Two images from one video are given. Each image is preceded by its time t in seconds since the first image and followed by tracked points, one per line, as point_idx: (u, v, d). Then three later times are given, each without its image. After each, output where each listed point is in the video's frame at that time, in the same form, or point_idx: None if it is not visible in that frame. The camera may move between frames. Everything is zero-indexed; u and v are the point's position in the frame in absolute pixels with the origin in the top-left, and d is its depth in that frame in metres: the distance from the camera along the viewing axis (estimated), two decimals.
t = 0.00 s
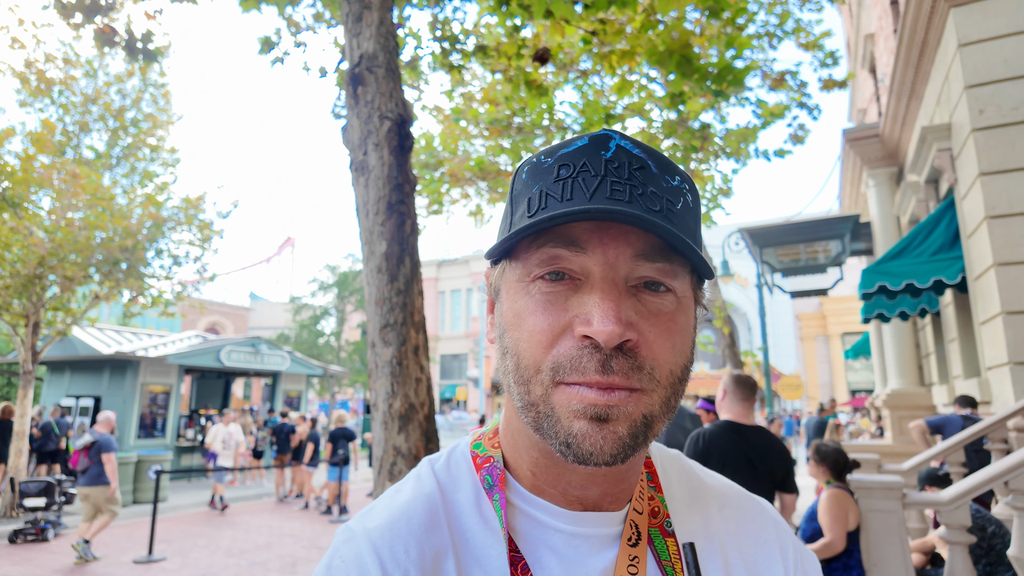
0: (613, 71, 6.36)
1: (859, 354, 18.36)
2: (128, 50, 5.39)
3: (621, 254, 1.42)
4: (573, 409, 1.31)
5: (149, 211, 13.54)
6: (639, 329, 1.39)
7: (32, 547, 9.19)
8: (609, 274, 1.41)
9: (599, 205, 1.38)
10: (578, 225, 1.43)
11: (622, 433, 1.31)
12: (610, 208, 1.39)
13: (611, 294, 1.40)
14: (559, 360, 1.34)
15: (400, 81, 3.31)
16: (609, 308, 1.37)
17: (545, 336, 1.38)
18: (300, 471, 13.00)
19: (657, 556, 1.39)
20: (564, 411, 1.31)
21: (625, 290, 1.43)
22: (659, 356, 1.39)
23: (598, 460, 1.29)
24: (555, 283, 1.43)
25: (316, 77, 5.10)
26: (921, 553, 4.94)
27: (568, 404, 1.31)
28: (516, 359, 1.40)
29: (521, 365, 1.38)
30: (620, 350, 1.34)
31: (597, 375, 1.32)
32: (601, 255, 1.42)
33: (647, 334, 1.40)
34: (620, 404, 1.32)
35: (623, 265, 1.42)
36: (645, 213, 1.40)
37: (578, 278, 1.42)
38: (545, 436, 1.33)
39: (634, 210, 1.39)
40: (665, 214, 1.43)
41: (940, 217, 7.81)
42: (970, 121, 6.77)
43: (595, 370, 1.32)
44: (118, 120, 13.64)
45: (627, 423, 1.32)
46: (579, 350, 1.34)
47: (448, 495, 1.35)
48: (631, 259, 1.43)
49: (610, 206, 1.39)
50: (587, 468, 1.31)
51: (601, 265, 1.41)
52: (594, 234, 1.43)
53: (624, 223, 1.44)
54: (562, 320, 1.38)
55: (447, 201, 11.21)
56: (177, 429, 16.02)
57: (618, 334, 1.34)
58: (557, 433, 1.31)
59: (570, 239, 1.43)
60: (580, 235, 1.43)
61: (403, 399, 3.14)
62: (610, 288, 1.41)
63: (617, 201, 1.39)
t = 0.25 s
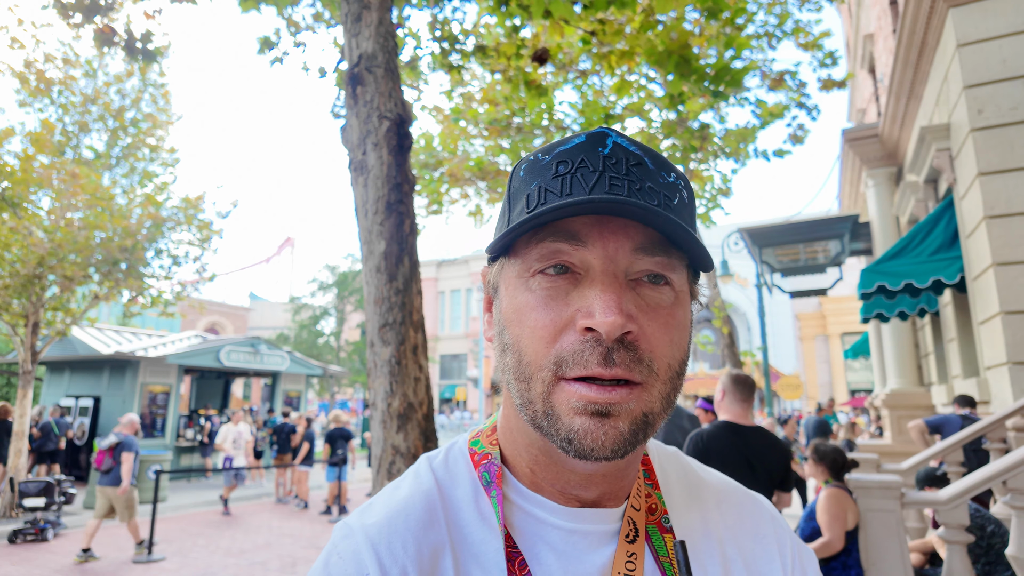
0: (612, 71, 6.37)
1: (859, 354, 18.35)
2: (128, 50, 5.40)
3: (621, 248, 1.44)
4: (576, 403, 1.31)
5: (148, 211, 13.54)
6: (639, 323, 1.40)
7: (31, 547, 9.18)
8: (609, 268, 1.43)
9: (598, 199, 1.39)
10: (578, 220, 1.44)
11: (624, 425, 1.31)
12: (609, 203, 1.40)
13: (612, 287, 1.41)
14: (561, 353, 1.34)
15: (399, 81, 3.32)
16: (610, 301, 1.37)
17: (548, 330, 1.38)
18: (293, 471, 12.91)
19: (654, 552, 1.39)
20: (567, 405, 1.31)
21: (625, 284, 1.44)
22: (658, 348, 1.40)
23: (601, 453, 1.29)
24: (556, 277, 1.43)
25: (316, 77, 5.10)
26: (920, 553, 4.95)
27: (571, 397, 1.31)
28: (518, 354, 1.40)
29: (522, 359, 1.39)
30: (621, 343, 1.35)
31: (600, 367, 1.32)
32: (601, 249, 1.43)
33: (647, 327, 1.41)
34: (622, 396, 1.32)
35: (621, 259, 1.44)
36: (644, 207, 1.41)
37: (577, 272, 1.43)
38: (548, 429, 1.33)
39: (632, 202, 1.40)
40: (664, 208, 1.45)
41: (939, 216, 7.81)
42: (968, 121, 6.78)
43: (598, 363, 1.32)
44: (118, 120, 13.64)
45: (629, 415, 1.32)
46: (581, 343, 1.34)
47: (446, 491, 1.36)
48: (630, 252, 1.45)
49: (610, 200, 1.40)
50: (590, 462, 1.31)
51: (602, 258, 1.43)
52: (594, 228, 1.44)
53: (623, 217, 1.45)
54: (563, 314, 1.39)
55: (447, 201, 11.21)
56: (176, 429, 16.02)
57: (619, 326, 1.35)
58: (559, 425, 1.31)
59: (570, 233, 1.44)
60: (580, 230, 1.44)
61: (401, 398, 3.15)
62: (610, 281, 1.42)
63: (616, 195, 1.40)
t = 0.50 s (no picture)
0: (612, 72, 6.37)
1: (859, 354, 18.35)
2: (127, 50, 5.41)
3: (626, 249, 1.45)
4: (588, 405, 1.31)
5: (148, 211, 13.53)
6: (647, 322, 1.41)
7: (31, 547, 9.18)
8: (616, 269, 1.44)
9: (605, 201, 1.40)
10: (584, 221, 1.45)
11: (635, 424, 1.32)
12: (615, 204, 1.41)
13: (619, 287, 1.42)
14: (572, 355, 1.34)
15: (398, 82, 3.33)
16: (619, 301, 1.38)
17: (557, 331, 1.38)
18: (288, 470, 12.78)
19: (653, 553, 1.40)
20: (579, 405, 1.31)
21: (630, 284, 1.45)
22: (665, 347, 1.42)
23: (614, 452, 1.30)
24: (561, 278, 1.43)
25: (315, 78, 5.11)
26: (918, 553, 4.95)
27: (583, 397, 1.31)
28: (525, 355, 1.40)
29: (530, 361, 1.38)
30: (631, 342, 1.36)
31: (611, 367, 1.32)
32: (607, 249, 1.44)
33: (653, 326, 1.42)
34: (634, 396, 1.33)
35: (627, 259, 1.45)
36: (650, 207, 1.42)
37: (583, 273, 1.44)
38: (559, 429, 1.33)
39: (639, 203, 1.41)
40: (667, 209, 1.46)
41: (938, 217, 7.82)
42: (967, 121, 6.79)
43: (609, 363, 1.32)
44: (118, 121, 13.65)
45: (640, 414, 1.33)
46: (592, 344, 1.34)
47: (445, 494, 1.36)
48: (637, 252, 1.47)
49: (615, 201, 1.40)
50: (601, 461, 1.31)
51: (608, 259, 1.44)
52: (600, 229, 1.45)
53: (628, 218, 1.47)
54: (574, 315, 1.38)
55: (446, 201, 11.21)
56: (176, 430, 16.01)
57: (630, 325, 1.36)
58: (571, 426, 1.32)
59: (576, 234, 1.44)
60: (586, 230, 1.45)
61: (400, 398, 3.15)
62: (618, 281, 1.43)
63: (621, 195, 1.41)
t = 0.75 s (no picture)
0: (611, 72, 6.37)
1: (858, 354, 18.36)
2: (127, 51, 5.41)
3: (613, 243, 1.45)
4: (576, 392, 1.31)
5: (147, 211, 13.53)
6: (635, 316, 1.41)
7: (30, 547, 9.18)
8: (603, 264, 1.44)
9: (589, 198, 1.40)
10: (570, 217, 1.46)
11: (623, 417, 1.32)
12: (600, 200, 1.42)
13: (606, 282, 1.42)
14: (558, 349, 1.35)
15: (397, 83, 3.33)
16: (605, 295, 1.38)
17: (543, 327, 1.38)
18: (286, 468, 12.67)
19: (652, 554, 1.40)
20: (566, 399, 1.31)
21: (619, 279, 1.45)
22: (654, 341, 1.41)
23: (601, 446, 1.30)
24: (549, 276, 1.44)
25: (315, 78, 5.11)
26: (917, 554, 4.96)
27: (569, 391, 1.31)
28: (513, 352, 1.40)
29: (517, 357, 1.39)
30: (617, 336, 1.36)
31: (596, 360, 1.32)
32: (594, 245, 1.44)
33: (642, 320, 1.42)
34: (621, 389, 1.33)
35: (615, 254, 1.45)
36: (634, 202, 1.42)
37: (571, 269, 1.44)
38: (547, 423, 1.33)
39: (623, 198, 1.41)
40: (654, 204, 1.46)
41: (937, 217, 7.82)
42: (966, 122, 6.79)
43: (594, 357, 1.32)
44: (118, 121, 13.65)
45: (627, 407, 1.33)
46: (578, 338, 1.35)
47: (443, 496, 1.37)
48: (623, 247, 1.46)
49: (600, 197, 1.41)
50: (590, 454, 1.31)
51: (595, 254, 1.44)
52: (586, 225, 1.45)
53: (614, 213, 1.47)
54: (560, 310, 1.39)
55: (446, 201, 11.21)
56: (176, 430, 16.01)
57: (615, 319, 1.36)
58: (558, 419, 1.32)
59: (563, 231, 1.45)
60: (572, 227, 1.45)
61: (400, 399, 3.16)
62: (605, 275, 1.43)
63: (606, 191, 1.42)
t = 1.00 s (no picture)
0: (611, 72, 6.36)
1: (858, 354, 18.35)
2: (127, 51, 5.41)
3: (610, 247, 1.45)
4: (572, 395, 1.31)
5: (147, 211, 13.52)
6: (632, 319, 1.40)
7: (30, 548, 9.17)
8: (599, 268, 1.43)
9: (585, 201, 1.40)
10: (566, 221, 1.46)
11: (619, 421, 1.31)
12: (595, 203, 1.42)
13: (603, 286, 1.42)
14: (553, 354, 1.34)
15: (398, 84, 3.33)
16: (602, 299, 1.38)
17: (539, 331, 1.38)
18: (285, 468, 12.59)
19: (655, 560, 1.40)
20: (563, 403, 1.31)
21: (615, 283, 1.45)
22: (652, 345, 1.40)
23: (598, 451, 1.29)
24: (546, 281, 1.44)
25: (315, 78, 5.11)
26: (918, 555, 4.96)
27: (564, 394, 1.31)
28: (511, 356, 1.40)
29: (514, 361, 1.39)
30: (614, 339, 1.36)
31: (592, 364, 1.32)
32: (590, 249, 1.44)
33: (639, 324, 1.41)
34: (617, 393, 1.32)
35: (611, 258, 1.45)
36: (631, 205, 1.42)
37: (568, 274, 1.44)
38: (543, 427, 1.33)
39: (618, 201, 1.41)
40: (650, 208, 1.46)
41: (937, 218, 7.82)
42: (967, 122, 6.80)
43: (590, 360, 1.32)
44: (117, 121, 13.65)
45: (623, 411, 1.32)
46: (574, 341, 1.34)
47: (444, 502, 1.37)
48: (619, 251, 1.46)
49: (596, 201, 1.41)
50: (587, 459, 1.31)
51: (591, 258, 1.44)
52: (581, 229, 1.46)
53: (609, 216, 1.47)
54: (556, 314, 1.39)
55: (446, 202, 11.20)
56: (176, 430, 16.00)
57: (611, 322, 1.35)
58: (554, 423, 1.31)
59: (558, 235, 1.45)
60: (568, 231, 1.46)
61: (401, 401, 3.15)
62: (601, 280, 1.43)
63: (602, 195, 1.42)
